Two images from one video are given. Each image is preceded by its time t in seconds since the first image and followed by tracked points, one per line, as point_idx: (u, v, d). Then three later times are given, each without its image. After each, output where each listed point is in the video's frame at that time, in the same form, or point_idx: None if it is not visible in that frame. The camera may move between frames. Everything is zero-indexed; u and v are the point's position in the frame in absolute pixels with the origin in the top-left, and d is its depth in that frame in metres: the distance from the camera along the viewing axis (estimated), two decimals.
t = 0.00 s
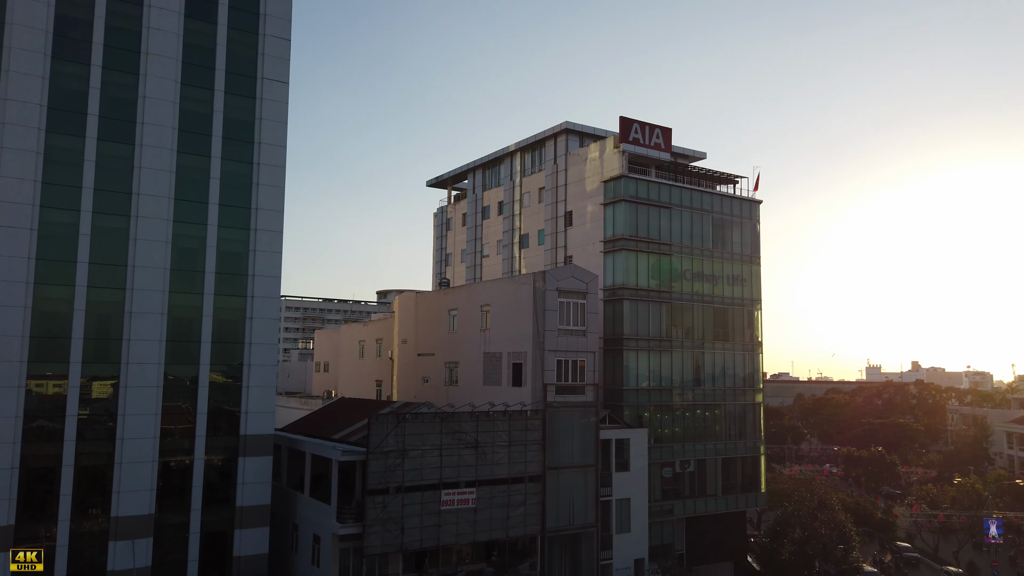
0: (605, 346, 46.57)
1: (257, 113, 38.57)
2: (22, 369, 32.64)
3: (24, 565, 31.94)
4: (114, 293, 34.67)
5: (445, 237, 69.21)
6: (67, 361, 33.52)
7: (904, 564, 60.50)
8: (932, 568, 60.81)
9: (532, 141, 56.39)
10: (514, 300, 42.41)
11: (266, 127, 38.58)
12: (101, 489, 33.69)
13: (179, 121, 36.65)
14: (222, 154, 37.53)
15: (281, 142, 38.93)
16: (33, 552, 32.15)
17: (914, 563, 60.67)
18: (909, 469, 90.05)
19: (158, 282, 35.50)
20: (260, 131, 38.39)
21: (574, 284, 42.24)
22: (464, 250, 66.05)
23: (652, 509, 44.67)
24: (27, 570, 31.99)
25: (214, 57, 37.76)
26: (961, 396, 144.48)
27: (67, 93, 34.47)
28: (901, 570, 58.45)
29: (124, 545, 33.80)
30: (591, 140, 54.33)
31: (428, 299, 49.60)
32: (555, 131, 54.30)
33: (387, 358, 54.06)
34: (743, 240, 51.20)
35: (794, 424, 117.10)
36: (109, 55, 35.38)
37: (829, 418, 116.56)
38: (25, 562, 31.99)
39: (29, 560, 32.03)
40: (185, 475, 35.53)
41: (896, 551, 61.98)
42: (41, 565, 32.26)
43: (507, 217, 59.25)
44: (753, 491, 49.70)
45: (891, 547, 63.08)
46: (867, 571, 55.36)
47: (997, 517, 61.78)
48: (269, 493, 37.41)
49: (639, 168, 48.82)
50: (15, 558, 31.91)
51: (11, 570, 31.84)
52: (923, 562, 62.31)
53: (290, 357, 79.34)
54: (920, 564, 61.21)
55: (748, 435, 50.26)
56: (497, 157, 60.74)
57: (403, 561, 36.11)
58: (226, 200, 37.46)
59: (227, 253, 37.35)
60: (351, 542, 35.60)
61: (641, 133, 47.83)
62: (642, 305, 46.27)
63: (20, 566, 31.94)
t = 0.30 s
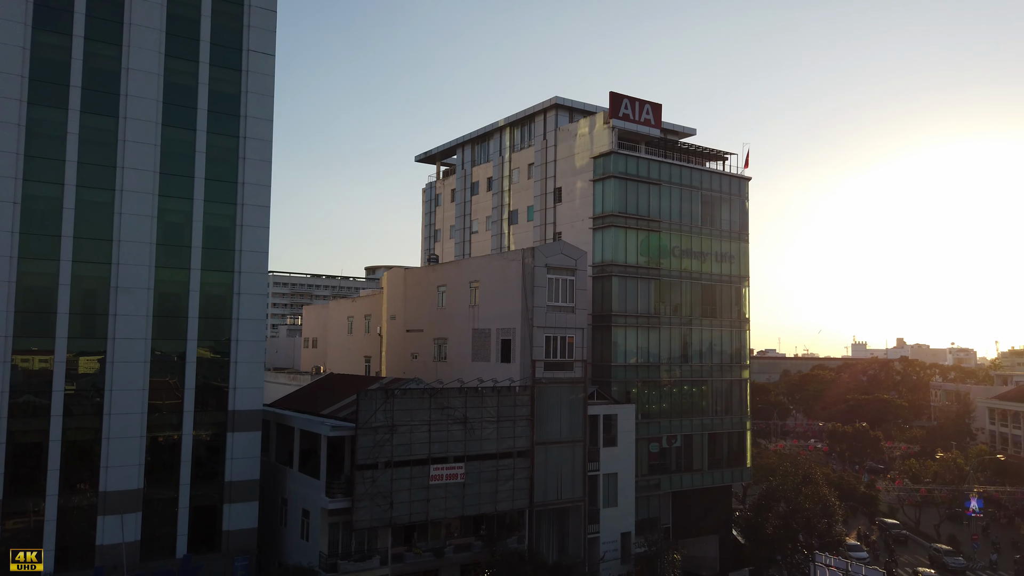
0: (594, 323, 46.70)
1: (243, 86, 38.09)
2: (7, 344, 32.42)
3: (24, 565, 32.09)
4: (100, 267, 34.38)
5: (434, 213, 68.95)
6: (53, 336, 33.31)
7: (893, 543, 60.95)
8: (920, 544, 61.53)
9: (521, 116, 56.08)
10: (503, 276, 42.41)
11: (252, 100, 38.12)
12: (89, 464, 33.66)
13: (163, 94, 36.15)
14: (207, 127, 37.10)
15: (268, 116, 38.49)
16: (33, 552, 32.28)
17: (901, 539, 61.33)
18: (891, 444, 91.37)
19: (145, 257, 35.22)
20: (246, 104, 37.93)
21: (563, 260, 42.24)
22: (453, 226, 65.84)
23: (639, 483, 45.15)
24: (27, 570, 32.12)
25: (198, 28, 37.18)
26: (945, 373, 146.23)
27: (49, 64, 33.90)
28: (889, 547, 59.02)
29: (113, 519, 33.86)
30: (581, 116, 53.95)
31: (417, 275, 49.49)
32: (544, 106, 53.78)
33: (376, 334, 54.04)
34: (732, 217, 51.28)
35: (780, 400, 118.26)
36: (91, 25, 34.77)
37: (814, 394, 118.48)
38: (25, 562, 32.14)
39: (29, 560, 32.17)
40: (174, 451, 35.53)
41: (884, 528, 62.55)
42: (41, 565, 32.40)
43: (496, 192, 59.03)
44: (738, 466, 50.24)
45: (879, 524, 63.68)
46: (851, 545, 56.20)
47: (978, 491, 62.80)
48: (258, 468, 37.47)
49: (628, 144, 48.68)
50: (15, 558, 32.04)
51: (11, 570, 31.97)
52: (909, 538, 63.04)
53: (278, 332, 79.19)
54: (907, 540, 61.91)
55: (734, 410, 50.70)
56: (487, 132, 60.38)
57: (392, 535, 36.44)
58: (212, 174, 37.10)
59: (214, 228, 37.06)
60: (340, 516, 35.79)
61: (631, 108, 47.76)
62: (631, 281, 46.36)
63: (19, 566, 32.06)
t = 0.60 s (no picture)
0: (584, 302, 46.78)
1: (230, 61, 37.63)
2: None
3: (24, 565, 31.88)
4: (87, 245, 34.11)
5: (424, 192, 68.67)
6: (40, 314, 33.11)
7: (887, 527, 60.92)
8: (913, 526, 61.57)
9: (511, 94, 55.77)
10: (493, 255, 42.37)
11: (239, 76, 37.66)
12: (78, 442, 33.63)
13: (149, 70, 35.69)
14: (194, 103, 36.68)
15: (255, 92, 38.06)
16: (33, 552, 32.15)
17: (894, 521, 61.39)
18: (878, 422, 92.38)
19: (132, 235, 34.96)
20: (233, 80, 37.48)
21: (554, 240, 42.19)
22: (443, 205, 65.63)
23: (628, 461, 45.53)
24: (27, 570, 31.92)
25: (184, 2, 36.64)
26: (931, 352, 147.60)
27: (32, 38, 33.41)
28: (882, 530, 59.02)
29: (103, 498, 33.88)
30: (572, 94, 53.69)
31: (407, 254, 49.36)
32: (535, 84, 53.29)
33: (366, 313, 53.98)
34: (722, 197, 51.28)
35: (768, 379, 119.17)
36: None
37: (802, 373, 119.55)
38: (25, 562, 31.95)
39: (29, 560, 32.01)
40: (163, 429, 35.53)
41: (878, 511, 62.51)
42: (41, 565, 32.19)
43: (486, 171, 58.80)
44: (726, 445, 50.69)
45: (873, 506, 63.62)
46: (834, 522, 57.17)
47: (962, 469, 63.62)
48: (248, 446, 37.51)
49: (619, 123, 48.52)
50: (15, 559, 31.89)
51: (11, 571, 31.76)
52: (902, 520, 63.02)
53: (268, 311, 79.01)
54: (899, 522, 61.86)
55: (723, 389, 51.06)
56: (477, 110, 60.03)
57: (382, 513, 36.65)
58: (200, 151, 36.75)
59: (202, 205, 36.78)
60: (330, 494, 35.94)
61: (622, 86, 47.57)
62: (621, 261, 46.40)
63: (20, 566, 31.87)
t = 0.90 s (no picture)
0: (575, 283, 46.83)
1: (218, 38, 37.15)
2: None
3: (24, 565, 31.10)
4: (74, 224, 33.83)
5: (414, 172, 68.37)
6: (28, 294, 32.90)
7: (881, 511, 60.85)
8: (906, 508, 61.75)
9: (503, 73, 55.45)
10: (484, 236, 42.30)
11: (227, 54, 37.21)
12: (67, 422, 33.56)
13: (136, 46, 35.24)
14: (182, 81, 36.26)
15: (244, 70, 37.61)
16: (33, 552, 31.27)
17: (887, 504, 61.41)
18: (865, 403, 93.24)
19: (120, 214, 34.68)
20: (222, 58, 37.03)
21: (545, 221, 42.11)
22: (434, 185, 65.38)
23: (618, 441, 45.85)
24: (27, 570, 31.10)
25: None
26: (919, 333, 148.83)
27: (15, 14, 32.92)
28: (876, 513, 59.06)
29: (94, 477, 33.87)
30: (563, 74, 53.43)
31: (398, 234, 49.20)
32: (527, 63, 53.41)
33: (357, 293, 53.88)
34: (714, 178, 51.26)
35: (757, 360, 119.95)
36: None
37: (791, 354, 120.49)
38: (25, 562, 31.16)
39: (29, 560, 31.16)
40: (153, 409, 35.52)
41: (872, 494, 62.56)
42: (41, 565, 31.27)
43: (477, 151, 58.53)
44: (715, 425, 51.10)
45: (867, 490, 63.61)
46: (821, 501, 57.89)
47: (948, 448, 64.37)
48: (238, 426, 37.54)
49: (611, 103, 48.33)
50: (15, 559, 31.19)
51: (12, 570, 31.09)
52: (896, 502, 63.02)
53: (258, 291, 78.82)
54: (892, 505, 61.87)
55: (712, 370, 51.35)
56: (468, 89, 59.65)
57: (373, 492, 36.86)
58: (188, 129, 36.40)
59: (190, 184, 36.50)
60: (321, 474, 36.04)
61: (614, 66, 47.16)
62: (612, 242, 46.41)
63: (20, 566, 31.13)
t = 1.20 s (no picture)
0: (566, 265, 46.84)
1: (206, 16, 36.70)
2: None
3: (24, 565, 31.50)
4: (62, 204, 33.54)
5: (406, 152, 68.00)
6: (16, 274, 32.68)
7: (878, 494, 60.54)
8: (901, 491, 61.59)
9: (495, 52, 55.11)
10: (475, 217, 42.20)
11: (216, 31, 36.78)
12: (58, 403, 33.48)
13: (123, 23, 34.78)
14: (170, 59, 35.85)
15: (233, 48, 37.19)
16: (33, 552, 31.61)
17: (883, 488, 61.16)
18: (854, 384, 93.93)
19: (108, 194, 34.39)
20: (210, 35, 36.61)
21: (537, 202, 42.02)
22: (425, 166, 65.07)
23: (609, 422, 46.10)
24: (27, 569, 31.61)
25: None
26: (908, 315, 149.66)
27: None
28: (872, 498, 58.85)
29: (85, 458, 33.85)
30: (556, 54, 53.13)
31: (389, 215, 49.01)
32: (519, 43, 53.34)
33: (348, 274, 53.74)
34: (706, 160, 51.19)
35: (747, 341, 120.54)
36: None
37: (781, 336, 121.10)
38: (25, 561, 31.54)
39: (29, 560, 31.55)
40: (144, 390, 35.47)
41: (869, 478, 62.34)
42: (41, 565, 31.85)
43: (469, 132, 58.23)
44: (705, 406, 51.44)
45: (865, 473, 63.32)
46: (808, 481, 58.50)
47: (935, 430, 65.00)
48: (229, 407, 37.53)
49: (604, 84, 48.09)
50: (15, 558, 31.45)
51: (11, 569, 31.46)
52: (892, 486, 62.83)
53: (249, 272, 78.52)
54: (887, 488, 61.75)
55: (702, 351, 51.56)
56: (460, 69, 59.25)
57: (365, 472, 37.02)
58: (177, 108, 36.05)
59: (179, 164, 36.21)
60: (314, 454, 36.21)
61: (606, 47, 46.93)
62: (604, 224, 46.36)
63: (19, 566, 31.50)
